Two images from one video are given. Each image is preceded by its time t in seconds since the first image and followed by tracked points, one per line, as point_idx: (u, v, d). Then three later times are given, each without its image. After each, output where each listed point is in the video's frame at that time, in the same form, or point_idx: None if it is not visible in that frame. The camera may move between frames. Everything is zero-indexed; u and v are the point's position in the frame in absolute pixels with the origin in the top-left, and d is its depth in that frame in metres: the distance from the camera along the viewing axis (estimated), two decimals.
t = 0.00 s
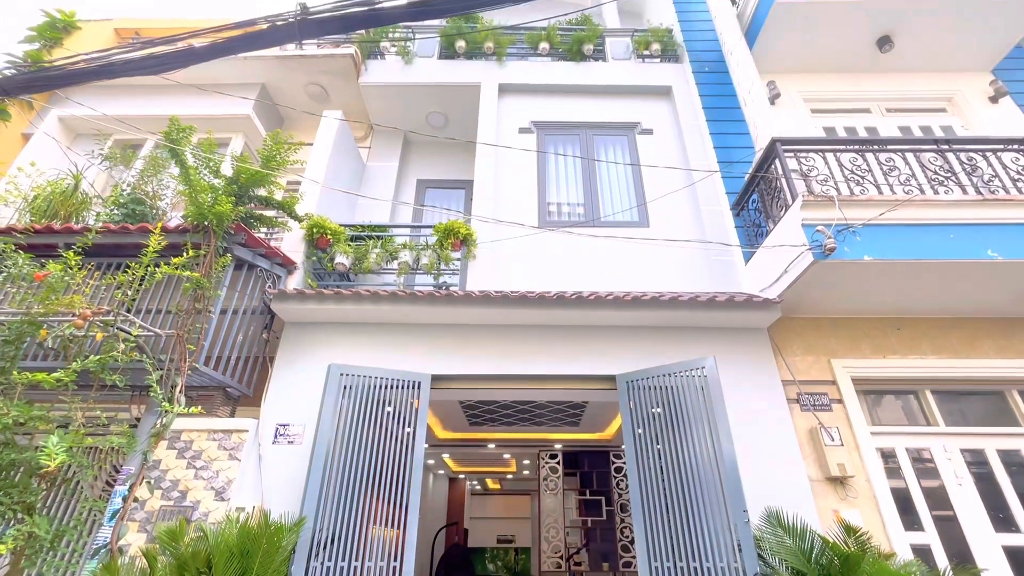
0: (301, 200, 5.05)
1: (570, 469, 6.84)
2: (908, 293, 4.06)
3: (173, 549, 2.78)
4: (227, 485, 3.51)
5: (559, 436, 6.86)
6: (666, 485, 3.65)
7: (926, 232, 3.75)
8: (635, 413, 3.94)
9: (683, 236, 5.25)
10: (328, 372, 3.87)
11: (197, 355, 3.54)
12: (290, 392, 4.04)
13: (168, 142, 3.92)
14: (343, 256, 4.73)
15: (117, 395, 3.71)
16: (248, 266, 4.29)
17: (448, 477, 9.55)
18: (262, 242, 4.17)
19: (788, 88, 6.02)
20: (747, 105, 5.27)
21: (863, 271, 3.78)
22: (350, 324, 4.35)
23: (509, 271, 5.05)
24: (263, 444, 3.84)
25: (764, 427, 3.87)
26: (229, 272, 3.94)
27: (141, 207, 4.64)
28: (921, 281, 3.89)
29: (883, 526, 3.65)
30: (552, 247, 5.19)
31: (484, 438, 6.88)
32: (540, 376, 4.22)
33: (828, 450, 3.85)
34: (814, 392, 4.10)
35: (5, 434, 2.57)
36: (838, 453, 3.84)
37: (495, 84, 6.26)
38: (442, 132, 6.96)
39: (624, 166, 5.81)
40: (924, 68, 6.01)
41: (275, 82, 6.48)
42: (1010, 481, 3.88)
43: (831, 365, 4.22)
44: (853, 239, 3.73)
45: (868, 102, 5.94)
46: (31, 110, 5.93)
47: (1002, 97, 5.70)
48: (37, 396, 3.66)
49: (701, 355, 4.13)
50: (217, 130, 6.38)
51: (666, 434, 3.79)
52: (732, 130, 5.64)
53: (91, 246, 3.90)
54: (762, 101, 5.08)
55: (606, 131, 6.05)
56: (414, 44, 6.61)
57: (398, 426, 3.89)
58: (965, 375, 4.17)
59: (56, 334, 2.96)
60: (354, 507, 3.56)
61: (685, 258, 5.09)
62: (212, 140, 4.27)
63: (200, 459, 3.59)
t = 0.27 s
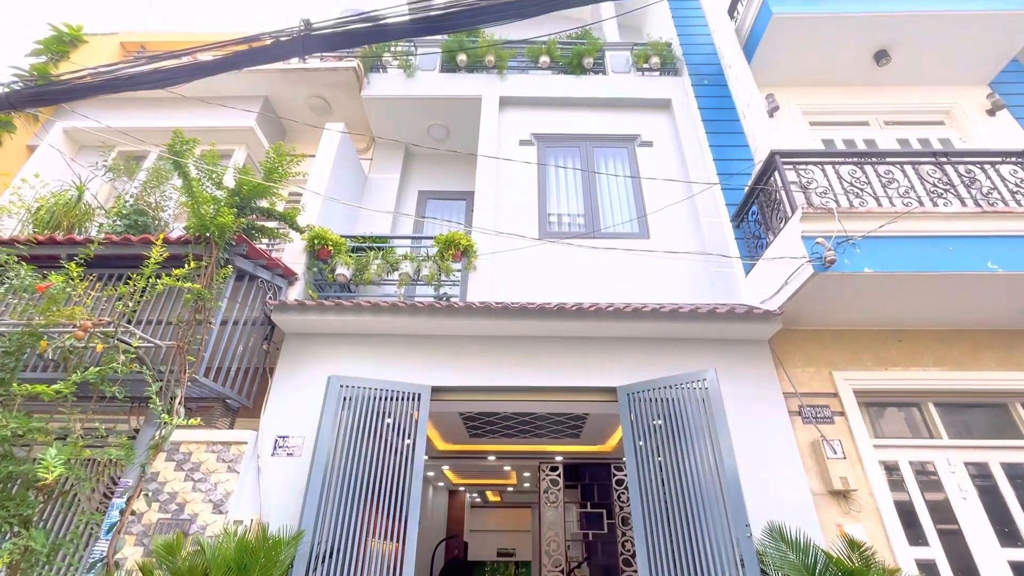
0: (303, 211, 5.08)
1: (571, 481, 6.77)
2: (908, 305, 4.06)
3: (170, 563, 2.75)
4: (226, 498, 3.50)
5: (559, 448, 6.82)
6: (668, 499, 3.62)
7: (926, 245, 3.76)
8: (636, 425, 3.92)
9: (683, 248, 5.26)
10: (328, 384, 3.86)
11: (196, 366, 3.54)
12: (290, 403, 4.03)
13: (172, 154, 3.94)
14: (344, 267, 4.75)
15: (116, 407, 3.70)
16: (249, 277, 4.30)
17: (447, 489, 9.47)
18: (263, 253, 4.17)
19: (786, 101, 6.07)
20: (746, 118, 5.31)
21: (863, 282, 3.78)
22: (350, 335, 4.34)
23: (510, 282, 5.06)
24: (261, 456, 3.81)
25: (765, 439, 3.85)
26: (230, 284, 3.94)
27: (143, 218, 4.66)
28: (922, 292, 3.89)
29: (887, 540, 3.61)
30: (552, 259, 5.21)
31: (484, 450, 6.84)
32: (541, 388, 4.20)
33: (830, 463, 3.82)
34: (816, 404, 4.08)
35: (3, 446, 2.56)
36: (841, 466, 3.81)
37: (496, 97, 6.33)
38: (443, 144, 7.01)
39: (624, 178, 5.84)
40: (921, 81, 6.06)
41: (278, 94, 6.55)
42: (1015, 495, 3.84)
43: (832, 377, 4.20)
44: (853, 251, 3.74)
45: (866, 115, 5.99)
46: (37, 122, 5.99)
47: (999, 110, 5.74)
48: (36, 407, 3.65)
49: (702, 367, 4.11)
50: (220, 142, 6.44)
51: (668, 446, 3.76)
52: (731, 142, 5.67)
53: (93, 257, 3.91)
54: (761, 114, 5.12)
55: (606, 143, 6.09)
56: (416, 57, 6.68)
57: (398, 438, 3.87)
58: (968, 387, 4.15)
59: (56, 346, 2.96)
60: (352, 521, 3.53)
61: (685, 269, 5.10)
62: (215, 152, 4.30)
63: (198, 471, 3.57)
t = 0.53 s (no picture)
0: (304, 221, 5.10)
1: (572, 492, 6.74)
2: (910, 316, 4.05)
3: None
4: (223, 508, 3.49)
5: (560, 459, 6.77)
6: (669, 510, 3.58)
7: (927, 255, 3.76)
8: (637, 436, 3.89)
9: (684, 258, 5.27)
10: (328, 394, 3.85)
11: (196, 375, 3.53)
12: (288, 413, 4.01)
13: (174, 164, 3.97)
14: (345, 277, 4.76)
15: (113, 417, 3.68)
16: (249, 286, 4.30)
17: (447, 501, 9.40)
18: (264, 262, 4.17)
19: (786, 112, 6.11)
20: (745, 129, 5.34)
21: (864, 293, 3.77)
22: (350, 345, 4.33)
23: (510, 292, 5.05)
24: (259, 466, 3.78)
25: (767, 450, 3.82)
26: (230, 293, 3.94)
27: (145, 227, 4.67)
28: (923, 303, 3.88)
29: (891, 553, 3.56)
30: (553, 268, 5.21)
31: (484, 461, 6.80)
32: (541, 398, 4.19)
33: (833, 475, 3.79)
34: (818, 415, 4.05)
35: None
36: (844, 478, 3.78)
37: (497, 108, 6.37)
38: (444, 155, 7.05)
39: (624, 188, 5.86)
40: (919, 93, 6.10)
41: (281, 105, 6.60)
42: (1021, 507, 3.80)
43: (834, 387, 4.18)
44: (854, 261, 3.73)
45: (865, 126, 6.02)
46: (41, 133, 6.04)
47: (997, 121, 5.77)
48: (33, 418, 3.63)
49: (703, 378, 4.09)
50: (222, 152, 6.48)
51: (670, 458, 3.73)
52: (731, 153, 5.70)
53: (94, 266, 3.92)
54: (760, 124, 5.15)
55: (606, 154, 6.12)
56: (418, 69, 6.73)
57: (397, 449, 3.85)
58: (971, 398, 4.12)
59: (55, 355, 2.95)
60: (350, 532, 3.50)
61: (686, 279, 5.11)
62: (217, 162, 4.33)
63: (196, 482, 3.55)
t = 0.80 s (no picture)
0: (303, 228, 5.10)
1: (572, 502, 6.69)
2: (911, 323, 4.03)
3: None
4: (218, 517, 3.45)
5: (560, 468, 6.71)
6: (669, 520, 3.54)
7: (927, 263, 3.74)
8: (636, 445, 3.85)
9: (683, 265, 5.26)
10: (325, 401, 3.83)
11: (192, 382, 3.51)
12: (285, 421, 3.98)
13: (173, 170, 3.96)
14: (343, 284, 4.75)
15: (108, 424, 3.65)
16: (247, 293, 4.29)
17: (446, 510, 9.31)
18: (263, 269, 4.16)
19: (784, 120, 6.13)
20: (744, 137, 5.35)
21: (864, 301, 3.76)
22: (348, 352, 4.31)
23: (510, 299, 5.04)
24: (255, 474, 3.75)
25: (768, 459, 3.78)
26: (228, 300, 3.93)
27: (144, 233, 4.67)
28: (924, 310, 3.86)
29: (895, 565, 3.51)
30: (552, 275, 5.20)
31: (483, 469, 6.74)
32: (540, 406, 4.16)
33: (835, 484, 3.75)
34: (819, 424, 4.02)
35: None
36: (846, 487, 3.73)
37: (497, 116, 6.40)
38: (444, 162, 7.07)
39: (624, 196, 5.87)
40: (917, 101, 6.13)
41: (281, 113, 6.63)
42: None
43: (835, 396, 4.14)
44: (853, 269, 3.72)
45: (863, 134, 6.04)
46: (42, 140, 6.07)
47: (996, 129, 5.79)
48: (27, 425, 3.60)
49: (703, 386, 4.07)
50: (223, 160, 6.50)
51: (670, 467, 3.70)
52: (730, 161, 5.71)
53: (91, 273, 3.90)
54: (759, 132, 5.17)
55: (605, 161, 6.13)
56: (418, 77, 6.80)
57: (395, 457, 3.81)
58: (973, 407, 4.09)
59: (51, 361, 2.94)
60: (346, 542, 3.45)
61: (685, 287, 5.10)
62: (217, 169, 4.34)
63: (191, 490, 3.52)
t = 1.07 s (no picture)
0: (298, 233, 5.11)
1: (570, 513, 6.56)
2: (910, 332, 3.98)
3: None
4: (205, 527, 3.38)
5: (558, 479, 6.60)
6: (666, 532, 3.46)
7: (925, 270, 3.71)
8: (632, 455, 3.79)
9: (681, 273, 5.23)
10: (316, 409, 3.78)
11: (181, 389, 3.45)
12: (276, 430, 3.91)
13: (166, 175, 3.97)
14: (338, 290, 4.70)
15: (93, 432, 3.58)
16: (240, 299, 4.24)
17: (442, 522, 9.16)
18: (255, 275, 4.11)
19: (781, 129, 6.14)
20: (741, 145, 5.35)
21: (862, 308, 3.72)
22: (341, 360, 4.26)
23: (506, 306, 4.99)
24: (245, 484, 3.68)
25: (767, 469, 3.72)
26: (219, 306, 3.88)
27: (137, 240, 4.65)
28: (923, 318, 3.82)
29: None
30: (549, 282, 5.17)
31: (480, 480, 6.63)
32: (535, 415, 4.10)
33: (836, 496, 3.68)
34: (818, 433, 3.95)
35: None
36: (846, 499, 3.66)
37: (494, 124, 6.42)
38: (441, 170, 7.07)
39: (621, 203, 5.85)
40: (913, 111, 6.15)
41: (279, 121, 6.65)
42: None
43: (835, 405, 4.08)
44: (851, 275, 3.69)
45: (860, 143, 6.04)
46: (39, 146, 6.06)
47: (992, 139, 5.79)
48: (12, 433, 3.53)
49: (700, 395, 4.01)
50: (220, 167, 6.49)
51: (667, 477, 3.63)
52: (727, 169, 5.70)
53: (82, 278, 3.86)
54: (756, 141, 5.17)
55: (602, 169, 6.13)
56: (416, 86, 6.83)
57: (388, 466, 3.75)
58: (975, 417, 4.03)
59: (37, 367, 2.90)
60: (336, 553, 3.38)
61: (683, 295, 5.06)
62: (211, 175, 4.33)
63: (178, 500, 3.45)
